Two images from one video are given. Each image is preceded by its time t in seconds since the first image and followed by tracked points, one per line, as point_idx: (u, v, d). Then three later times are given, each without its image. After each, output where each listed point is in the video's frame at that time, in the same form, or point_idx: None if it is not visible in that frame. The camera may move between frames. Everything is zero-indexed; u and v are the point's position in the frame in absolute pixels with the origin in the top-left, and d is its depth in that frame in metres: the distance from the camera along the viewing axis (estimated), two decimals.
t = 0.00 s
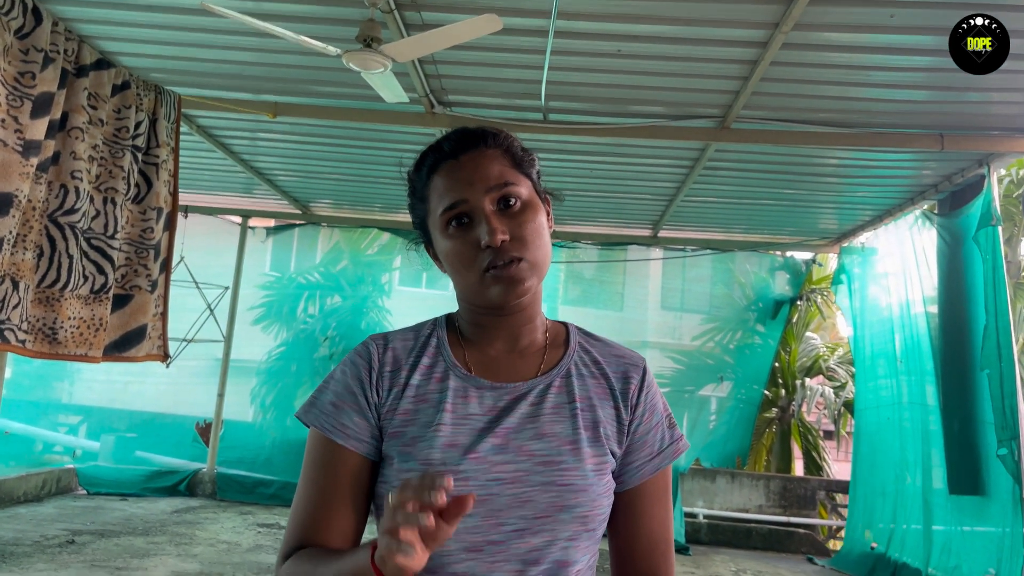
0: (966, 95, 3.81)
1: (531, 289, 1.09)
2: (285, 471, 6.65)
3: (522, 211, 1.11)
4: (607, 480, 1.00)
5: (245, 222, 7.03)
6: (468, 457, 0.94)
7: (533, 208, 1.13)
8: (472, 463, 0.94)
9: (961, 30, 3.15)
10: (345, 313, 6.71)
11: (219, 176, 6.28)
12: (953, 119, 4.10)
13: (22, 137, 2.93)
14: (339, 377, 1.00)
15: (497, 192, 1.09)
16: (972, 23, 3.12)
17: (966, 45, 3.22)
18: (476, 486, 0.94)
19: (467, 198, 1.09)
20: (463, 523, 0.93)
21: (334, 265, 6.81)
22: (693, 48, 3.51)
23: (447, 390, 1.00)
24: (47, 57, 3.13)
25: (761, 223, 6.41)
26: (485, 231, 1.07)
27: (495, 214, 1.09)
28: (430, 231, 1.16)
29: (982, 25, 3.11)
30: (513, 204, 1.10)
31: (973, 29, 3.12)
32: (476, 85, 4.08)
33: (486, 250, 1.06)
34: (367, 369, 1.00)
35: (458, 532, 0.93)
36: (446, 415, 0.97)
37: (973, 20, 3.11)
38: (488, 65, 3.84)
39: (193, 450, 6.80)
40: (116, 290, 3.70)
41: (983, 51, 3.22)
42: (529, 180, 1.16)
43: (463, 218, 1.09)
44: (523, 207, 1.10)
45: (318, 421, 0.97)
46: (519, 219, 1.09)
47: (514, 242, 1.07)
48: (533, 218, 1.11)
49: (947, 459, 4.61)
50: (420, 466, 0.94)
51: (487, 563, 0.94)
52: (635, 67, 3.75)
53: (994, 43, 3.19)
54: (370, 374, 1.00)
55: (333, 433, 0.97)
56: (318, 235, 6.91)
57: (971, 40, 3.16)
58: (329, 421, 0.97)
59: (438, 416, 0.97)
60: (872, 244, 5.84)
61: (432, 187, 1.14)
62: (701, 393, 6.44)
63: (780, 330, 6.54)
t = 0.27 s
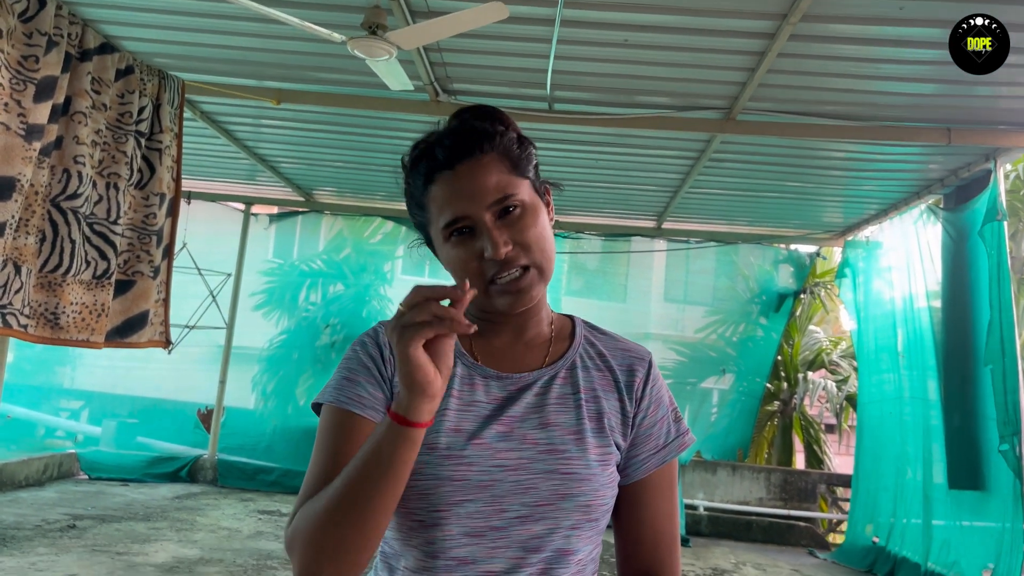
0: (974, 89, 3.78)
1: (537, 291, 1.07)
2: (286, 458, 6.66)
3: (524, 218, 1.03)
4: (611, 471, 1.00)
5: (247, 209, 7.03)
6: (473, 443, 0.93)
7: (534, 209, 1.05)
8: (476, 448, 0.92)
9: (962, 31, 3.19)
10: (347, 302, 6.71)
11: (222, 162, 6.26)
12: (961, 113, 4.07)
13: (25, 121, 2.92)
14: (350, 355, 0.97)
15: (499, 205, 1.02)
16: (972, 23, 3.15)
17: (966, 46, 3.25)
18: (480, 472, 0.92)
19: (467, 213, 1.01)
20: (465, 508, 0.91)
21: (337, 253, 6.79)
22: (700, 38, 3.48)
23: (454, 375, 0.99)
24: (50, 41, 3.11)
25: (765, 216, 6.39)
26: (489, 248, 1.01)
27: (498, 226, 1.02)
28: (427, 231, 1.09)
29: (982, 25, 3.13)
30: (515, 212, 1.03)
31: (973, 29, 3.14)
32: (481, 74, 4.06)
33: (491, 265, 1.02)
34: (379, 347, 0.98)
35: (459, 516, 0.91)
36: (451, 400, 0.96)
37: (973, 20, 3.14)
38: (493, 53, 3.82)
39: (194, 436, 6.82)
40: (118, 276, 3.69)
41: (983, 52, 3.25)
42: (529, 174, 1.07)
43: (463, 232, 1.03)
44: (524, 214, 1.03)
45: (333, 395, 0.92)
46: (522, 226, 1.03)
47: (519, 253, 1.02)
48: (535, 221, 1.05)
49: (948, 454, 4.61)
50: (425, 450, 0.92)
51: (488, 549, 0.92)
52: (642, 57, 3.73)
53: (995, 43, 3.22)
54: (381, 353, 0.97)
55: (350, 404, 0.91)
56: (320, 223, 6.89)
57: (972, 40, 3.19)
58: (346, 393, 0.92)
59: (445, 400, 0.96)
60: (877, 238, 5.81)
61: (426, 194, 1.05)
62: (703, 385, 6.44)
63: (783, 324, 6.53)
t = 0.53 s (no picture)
0: (974, 100, 3.78)
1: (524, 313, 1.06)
2: (281, 461, 6.64)
3: (514, 247, 1.01)
4: (603, 480, 0.99)
5: (247, 210, 7.03)
6: (467, 451, 0.92)
7: (525, 235, 1.02)
8: (470, 456, 0.92)
9: (961, 31, 3.11)
10: (345, 304, 6.70)
11: (222, 163, 6.26)
12: (961, 123, 4.07)
13: (25, 120, 2.91)
14: (348, 359, 0.96)
15: (488, 235, 0.99)
16: (972, 23, 3.08)
17: (966, 45, 3.18)
18: (474, 479, 0.91)
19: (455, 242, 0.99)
20: (459, 515, 0.90)
21: (335, 255, 6.78)
22: (701, 45, 3.48)
23: (449, 382, 0.99)
24: (52, 40, 3.11)
25: (764, 224, 6.39)
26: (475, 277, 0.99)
27: (485, 255, 0.99)
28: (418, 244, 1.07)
29: (982, 25, 3.06)
30: (504, 241, 1.00)
31: (973, 29, 3.07)
32: (482, 78, 4.06)
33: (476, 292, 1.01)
34: (375, 351, 0.97)
35: (453, 523, 0.90)
36: (446, 407, 0.95)
37: (973, 20, 3.06)
38: (494, 58, 3.82)
39: (190, 437, 6.81)
40: (116, 276, 3.69)
41: (983, 51, 3.19)
42: (523, 198, 1.03)
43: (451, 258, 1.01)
44: (515, 243, 1.01)
45: (334, 395, 0.91)
46: (511, 257, 1.00)
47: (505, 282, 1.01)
48: (524, 246, 1.02)
49: (944, 465, 4.60)
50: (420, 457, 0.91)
51: (481, 557, 0.91)
52: (643, 64, 3.73)
53: (994, 43, 3.15)
54: (378, 356, 0.97)
55: (353, 403, 0.90)
56: (319, 225, 6.87)
57: (971, 40, 3.12)
58: (347, 392, 0.91)
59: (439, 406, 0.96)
60: (875, 247, 5.82)
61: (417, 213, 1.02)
62: (700, 393, 6.42)
63: (781, 332, 6.52)
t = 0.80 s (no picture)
0: (986, 105, 3.77)
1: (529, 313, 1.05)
2: (290, 458, 6.67)
3: (525, 243, 1.01)
4: (608, 479, 1.01)
5: (259, 208, 7.08)
6: (473, 449, 0.94)
7: (537, 232, 1.03)
8: (477, 454, 0.93)
9: (961, 31, 3.07)
10: (355, 303, 6.72)
11: (236, 161, 6.30)
12: (974, 128, 4.05)
13: (41, 117, 2.95)
14: (355, 358, 0.97)
15: (499, 227, 0.99)
16: (972, 23, 3.04)
17: (965, 46, 3.13)
18: (481, 477, 0.93)
19: (465, 232, 0.99)
20: (465, 513, 0.92)
21: (346, 254, 6.81)
22: (714, 48, 3.49)
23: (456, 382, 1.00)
24: (69, 37, 3.14)
25: (774, 227, 6.38)
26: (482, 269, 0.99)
27: (494, 247, 1.00)
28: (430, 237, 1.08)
29: (982, 25, 3.02)
30: (515, 236, 1.00)
31: (972, 29, 3.04)
32: (494, 79, 4.08)
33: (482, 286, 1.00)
34: (383, 351, 0.98)
35: (459, 521, 0.91)
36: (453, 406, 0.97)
37: (973, 20, 3.02)
38: (507, 59, 3.84)
39: (200, 433, 6.86)
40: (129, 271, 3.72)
41: (983, 52, 3.14)
42: (537, 196, 1.04)
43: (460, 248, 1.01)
44: (525, 238, 1.01)
45: (339, 396, 0.92)
46: (521, 251, 1.00)
47: (513, 278, 1.01)
48: (534, 242, 1.02)
49: (952, 471, 4.59)
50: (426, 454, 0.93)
51: (488, 554, 0.92)
52: (655, 66, 3.74)
53: (994, 43, 3.11)
54: (385, 355, 0.97)
55: (357, 405, 0.91)
56: (331, 223, 6.90)
57: (971, 41, 3.08)
58: (352, 394, 0.91)
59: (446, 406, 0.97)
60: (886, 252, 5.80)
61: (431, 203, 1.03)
62: (709, 396, 6.42)
63: (791, 336, 6.51)
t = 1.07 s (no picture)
0: (1001, 100, 3.74)
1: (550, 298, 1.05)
2: (299, 449, 6.70)
3: (558, 224, 1.03)
4: (616, 473, 1.00)
5: (270, 199, 7.08)
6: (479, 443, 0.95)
7: (570, 216, 1.05)
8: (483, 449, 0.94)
9: (961, 31, 3.10)
10: (366, 295, 6.74)
11: (247, 152, 6.31)
12: (988, 124, 4.02)
13: (53, 105, 2.96)
14: (356, 354, 0.99)
15: (536, 203, 1.01)
16: (972, 23, 3.07)
17: (965, 46, 3.17)
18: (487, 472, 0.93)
19: (503, 202, 1.00)
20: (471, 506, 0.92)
21: (357, 246, 6.82)
22: (726, 41, 3.47)
23: (462, 376, 0.99)
24: (82, 26, 3.14)
25: (785, 222, 6.35)
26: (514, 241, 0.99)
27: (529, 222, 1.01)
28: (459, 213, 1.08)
29: (982, 25, 3.06)
30: (551, 215, 1.02)
31: (972, 29, 3.07)
32: (505, 71, 4.07)
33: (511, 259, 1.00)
34: (385, 352, 0.99)
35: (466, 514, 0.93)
36: (459, 400, 0.97)
37: (973, 20, 3.06)
38: (519, 51, 3.83)
39: (210, 423, 6.89)
40: (142, 261, 3.74)
41: (983, 51, 3.17)
42: (574, 183, 1.07)
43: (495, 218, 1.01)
44: (559, 219, 1.03)
45: (331, 396, 0.96)
46: (555, 231, 1.02)
47: (543, 256, 1.01)
48: (567, 228, 1.04)
49: (961, 468, 4.57)
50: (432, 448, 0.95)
51: (495, 546, 0.93)
52: (667, 59, 3.72)
53: (994, 43, 3.14)
54: (386, 356, 0.99)
55: (347, 409, 0.95)
56: (341, 215, 6.92)
57: (971, 41, 3.11)
58: (343, 397, 0.95)
59: (451, 401, 0.97)
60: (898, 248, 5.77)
61: (469, 173, 1.04)
62: (718, 391, 6.42)
63: (802, 331, 6.48)
